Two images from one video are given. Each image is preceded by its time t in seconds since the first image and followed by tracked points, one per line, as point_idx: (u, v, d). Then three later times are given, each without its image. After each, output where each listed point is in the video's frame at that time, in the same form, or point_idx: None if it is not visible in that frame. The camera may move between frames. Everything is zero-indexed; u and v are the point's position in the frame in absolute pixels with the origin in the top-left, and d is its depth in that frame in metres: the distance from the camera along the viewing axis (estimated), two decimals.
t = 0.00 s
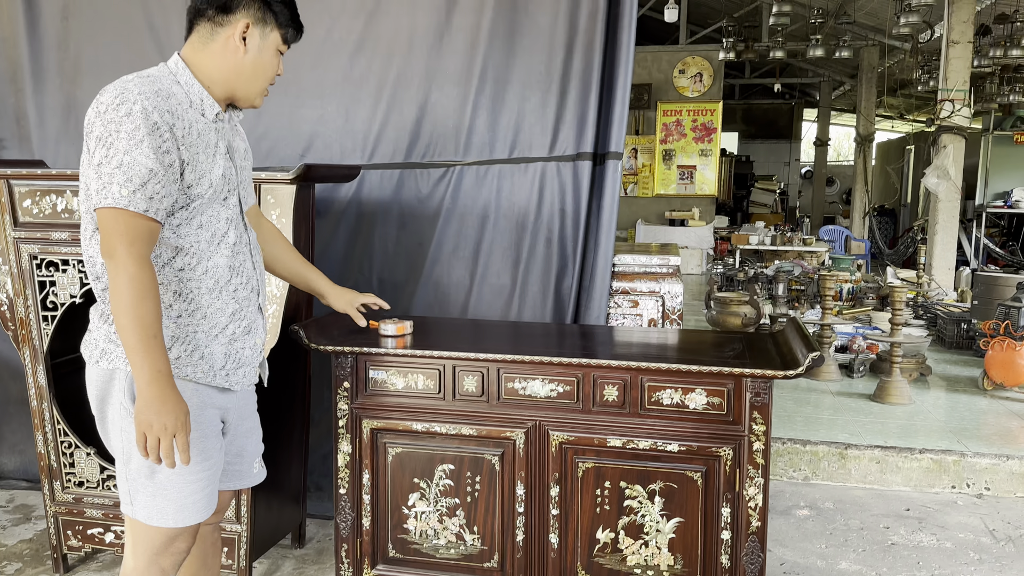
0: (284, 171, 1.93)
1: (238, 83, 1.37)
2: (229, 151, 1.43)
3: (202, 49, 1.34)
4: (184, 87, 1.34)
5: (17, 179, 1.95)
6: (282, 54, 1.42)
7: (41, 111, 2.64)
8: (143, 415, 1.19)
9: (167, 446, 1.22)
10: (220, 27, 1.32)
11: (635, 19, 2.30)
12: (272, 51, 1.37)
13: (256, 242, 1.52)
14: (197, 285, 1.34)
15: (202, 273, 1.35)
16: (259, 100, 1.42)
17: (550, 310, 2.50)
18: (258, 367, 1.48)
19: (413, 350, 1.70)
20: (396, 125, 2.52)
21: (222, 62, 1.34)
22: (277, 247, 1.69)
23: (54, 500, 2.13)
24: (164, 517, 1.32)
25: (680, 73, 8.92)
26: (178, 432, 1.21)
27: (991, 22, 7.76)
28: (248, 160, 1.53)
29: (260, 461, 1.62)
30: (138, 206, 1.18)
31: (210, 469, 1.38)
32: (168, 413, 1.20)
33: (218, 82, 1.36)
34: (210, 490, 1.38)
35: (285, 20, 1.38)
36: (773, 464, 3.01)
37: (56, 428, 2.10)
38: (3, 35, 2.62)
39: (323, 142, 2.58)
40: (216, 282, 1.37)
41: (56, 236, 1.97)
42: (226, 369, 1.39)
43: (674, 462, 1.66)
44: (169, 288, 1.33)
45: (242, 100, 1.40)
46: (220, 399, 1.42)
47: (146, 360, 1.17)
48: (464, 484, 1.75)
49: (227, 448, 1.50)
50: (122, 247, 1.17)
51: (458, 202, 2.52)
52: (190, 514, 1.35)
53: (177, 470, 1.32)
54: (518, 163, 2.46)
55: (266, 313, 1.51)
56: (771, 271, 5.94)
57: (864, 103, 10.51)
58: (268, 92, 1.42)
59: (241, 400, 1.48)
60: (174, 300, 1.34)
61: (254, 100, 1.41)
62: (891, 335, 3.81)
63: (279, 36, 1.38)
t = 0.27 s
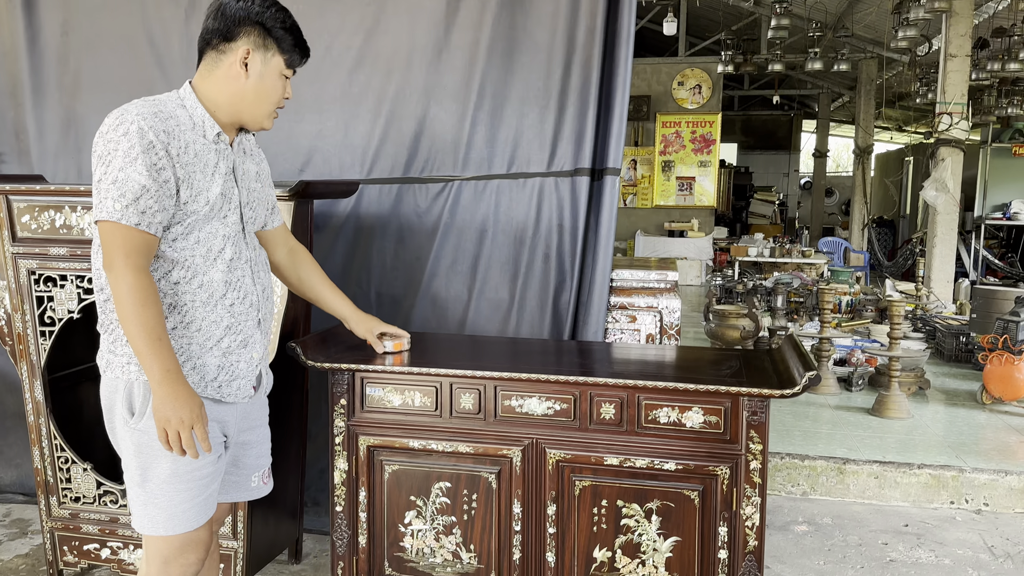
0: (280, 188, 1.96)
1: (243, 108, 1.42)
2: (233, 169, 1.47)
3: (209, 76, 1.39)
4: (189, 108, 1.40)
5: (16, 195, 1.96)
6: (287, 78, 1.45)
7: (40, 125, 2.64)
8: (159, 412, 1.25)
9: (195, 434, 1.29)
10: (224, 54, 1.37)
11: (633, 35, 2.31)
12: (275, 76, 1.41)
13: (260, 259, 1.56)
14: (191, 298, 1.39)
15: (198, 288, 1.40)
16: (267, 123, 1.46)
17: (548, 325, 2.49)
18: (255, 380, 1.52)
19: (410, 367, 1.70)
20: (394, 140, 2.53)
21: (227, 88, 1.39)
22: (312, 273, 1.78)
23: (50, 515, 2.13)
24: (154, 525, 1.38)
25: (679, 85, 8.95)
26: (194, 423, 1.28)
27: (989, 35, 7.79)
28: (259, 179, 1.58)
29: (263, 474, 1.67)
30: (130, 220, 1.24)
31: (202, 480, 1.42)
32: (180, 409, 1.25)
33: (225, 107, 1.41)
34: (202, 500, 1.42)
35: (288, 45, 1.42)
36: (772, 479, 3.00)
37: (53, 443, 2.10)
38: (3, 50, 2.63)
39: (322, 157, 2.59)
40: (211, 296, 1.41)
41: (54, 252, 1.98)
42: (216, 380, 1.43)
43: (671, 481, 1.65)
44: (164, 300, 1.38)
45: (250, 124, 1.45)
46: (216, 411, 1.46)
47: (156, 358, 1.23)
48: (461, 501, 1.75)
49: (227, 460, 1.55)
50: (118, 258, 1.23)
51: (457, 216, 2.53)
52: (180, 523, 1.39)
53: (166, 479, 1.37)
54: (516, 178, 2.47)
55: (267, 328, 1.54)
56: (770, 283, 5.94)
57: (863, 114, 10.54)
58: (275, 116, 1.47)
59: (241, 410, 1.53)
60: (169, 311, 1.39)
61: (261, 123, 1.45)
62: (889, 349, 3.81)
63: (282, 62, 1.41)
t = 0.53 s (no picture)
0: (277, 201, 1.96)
1: (243, 124, 1.42)
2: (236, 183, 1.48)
3: (208, 95, 1.41)
4: (191, 125, 1.41)
5: (14, 208, 1.96)
6: (287, 92, 1.45)
7: (40, 137, 2.65)
8: (146, 423, 1.28)
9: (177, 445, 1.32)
10: (220, 72, 1.39)
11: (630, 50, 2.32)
12: (272, 90, 1.42)
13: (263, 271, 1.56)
14: (190, 309, 1.39)
15: (198, 299, 1.40)
16: (270, 138, 1.47)
17: (547, 338, 2.49)
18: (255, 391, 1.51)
19: (407, 382, 1.70)
20: (393, 153, 2.54)
21: (225, 105, 1.41)
22: (309, 289, 1.79)
23: (46, 528, 2.12)
24: (147, 531, 1.39)
25: (679, 95, 8.98)
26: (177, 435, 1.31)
27: (987, 47, 7.83)
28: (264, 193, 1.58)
29: (266, 487, 1.65)
30: (127, 234, 1.25)
31: (196, 489, 1.42)
32: (163, 420, 1.28)
33: (225, 124, 1.43)
34: (195, 509, 1.43)
35: (284, 59, 1.42)
36: (771, 492, 2.99)
37: (50, 457, 2.09)
38: (4, 63, 2.64)
39: (321, 169, 2.59)
40: (211, 309, 1.42)
41: (52, 265, 1.98)
42: (215, 392, 1.43)
43: (669, 497, 1.65)
44: (164, 313, 1.38)
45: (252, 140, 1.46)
46: (213, 421, 1.45)
47: (145, 371, 1.25)
48: (458, 517, 1.74)
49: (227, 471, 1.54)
50: (117, 270, 1.24)
51: (455, 229, 2.53)
52: (172, 529, 1.40)
53: (158, 485, 1.38)
54: (515, 192, 2.47)
55: (269, 340, 1.54)
56: (769, 294, 5.95)
57: (861, 125, 10.57)
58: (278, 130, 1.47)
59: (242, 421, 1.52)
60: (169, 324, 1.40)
61: (263, 138, 1.45)
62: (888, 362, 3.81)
63: (278, 75, 1.42)
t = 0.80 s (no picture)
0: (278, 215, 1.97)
1: (243, 137, 1.43)
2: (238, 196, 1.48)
3: (209, 111, 1.42)
4: (193, 140, 1.42)
5: (16, 222, 1.96)
6: (286, 104, 1.46)
7: (42, 149, 2.66)
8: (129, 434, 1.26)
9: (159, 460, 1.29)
10: (219, 88, 1.40)
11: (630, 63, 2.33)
12: (270, 103, 1.42)
13: (265, 284, 1.55)
14: (190, 321, 1.39)
15: (198, 311, 1.40)
16: (271, 151, 1.47)
17: (547, 350, 2.49)
18: (254, 404, 1.50)
19: (407, 397, 1.70)
20: (394, 166, 2.55)
21: (225, 120, 1.42)
22: (314, 306, 1.80)
23: (46, 542, 2.12)
24: (144, 541, 1.39)
25: (679, 105, 9.00)
26: (160, 449, 1.28)
27: (987, 58, 7.85)
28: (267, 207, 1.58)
29: (264, 501, 1.65)
30: (127, 246, 1.25)
31: (194, 500, 1.42)
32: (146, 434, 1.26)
33: (226, 138, 1.44)
34: (193, 521, 1.42)
35: (281, 72, 1.42)
36: (772, 504, 2.98)
37: (50, 470, 2.09)
38: (7, 76, 2.65)
39: (323, 182, 2.60)
40: (211, 321, 1.42)
41: (53, 278, 1.98)
42: (215, 403, 1.42)
43: (669, 512, 1.65)
44: (166, 325, 1.39)
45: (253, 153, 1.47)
46: (211, 432, 1.45)
47: (134, 381, 1.24)
48: (457, 532, 1.74)
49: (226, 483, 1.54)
50: (114, 281, 1.25)
51: (456, 242, 2.53)
52: (170, 539, 1.40)
53: (157, 495, 1.38)
54: (515, 204, 2.48)
55: (269, 352, 1.53)
56: (770, 304, 5.95)
57: (862, 134, 10.59)
58: (278, 143, 1.47)
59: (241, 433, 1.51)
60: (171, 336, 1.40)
61: (264, 151, 1.46)
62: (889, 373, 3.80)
63: (276, 88, 1.42)
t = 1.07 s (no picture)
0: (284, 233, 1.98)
1: (246, 156, 1.43)
2: (243, 215, 1.48)
3: (210, 131, 1.43)
4: (198, 160, 1.42)
5: (23, 239, 1.97)
6: (287, 120, 1.45)
7: (49, 165, 2.68)
8: (147, 451, 1.27)
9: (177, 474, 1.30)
10: (218, 108, 1.40)
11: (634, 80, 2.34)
12: (270, 120, 1.42)
13: (270, 302, 1.55)
14: (194, 340, 1.39)
15: (203, 331, 1.40)
16: (274, 168, 1.47)
17: (551, 365, 2.49)
18: (259, 421, 1.51)
19: (411, 415, 1.70)
20: (399, 181, 2.56)
21: (226, 140, 1.42)
22: (309, 325, 1.79)
23: (51, 558, 2.12)
24: (146, 559, 1.39)
25: (683, 115, 9.02)
26: (179, 462, 1.29)
27: (991, 68, 7.86)
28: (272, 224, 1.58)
29: (268, 520, 1.63)
30: (132, 266, 1.26)
31: (196, 518, 1.42)
32: (162, 449, 1.27)
33: (229, 158, 1.44)
34: (195, 540, 1.42)
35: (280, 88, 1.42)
36: (777, 519, 2.97)
37: (56, 486, 2.09)
38: (15, 92, 2.67)
39: (328, 197, 2.61)
40: (216, 340, 1.42)
41: (59, 295, 1.99)
42: (219, 421, 1.43)
43: (674, 532, 1.64)
44: (170, 343, 1.39)
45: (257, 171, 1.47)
46: (214, 450, 1.46)
47: (148, 399, 1.25)
48: (462, 551, 1.74)
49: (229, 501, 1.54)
50: (123, 301, 1.25)
51: (460, 256, 2.54)
52: (172, 557, 1.40)
53: (158, 514, 1.38)
54: (520, 219, 2.48)
55: (274, 369, 1.53)
56: (775, 315, 5.94)
57: (865, 144, 10.61)
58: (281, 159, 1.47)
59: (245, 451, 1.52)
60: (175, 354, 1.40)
61: (267, 168, 1.46)
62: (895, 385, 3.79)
63: (275, 104, 1.42)
